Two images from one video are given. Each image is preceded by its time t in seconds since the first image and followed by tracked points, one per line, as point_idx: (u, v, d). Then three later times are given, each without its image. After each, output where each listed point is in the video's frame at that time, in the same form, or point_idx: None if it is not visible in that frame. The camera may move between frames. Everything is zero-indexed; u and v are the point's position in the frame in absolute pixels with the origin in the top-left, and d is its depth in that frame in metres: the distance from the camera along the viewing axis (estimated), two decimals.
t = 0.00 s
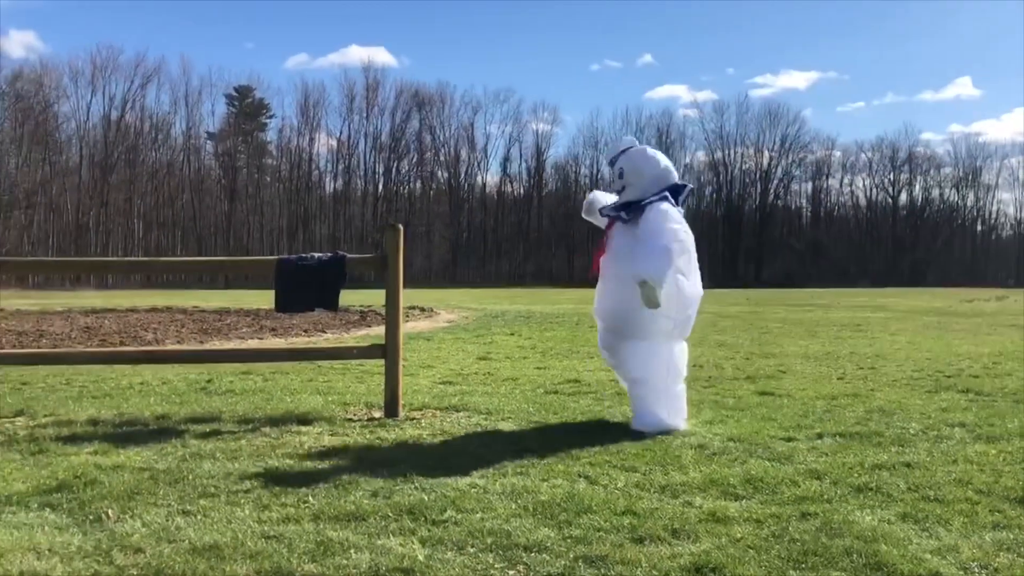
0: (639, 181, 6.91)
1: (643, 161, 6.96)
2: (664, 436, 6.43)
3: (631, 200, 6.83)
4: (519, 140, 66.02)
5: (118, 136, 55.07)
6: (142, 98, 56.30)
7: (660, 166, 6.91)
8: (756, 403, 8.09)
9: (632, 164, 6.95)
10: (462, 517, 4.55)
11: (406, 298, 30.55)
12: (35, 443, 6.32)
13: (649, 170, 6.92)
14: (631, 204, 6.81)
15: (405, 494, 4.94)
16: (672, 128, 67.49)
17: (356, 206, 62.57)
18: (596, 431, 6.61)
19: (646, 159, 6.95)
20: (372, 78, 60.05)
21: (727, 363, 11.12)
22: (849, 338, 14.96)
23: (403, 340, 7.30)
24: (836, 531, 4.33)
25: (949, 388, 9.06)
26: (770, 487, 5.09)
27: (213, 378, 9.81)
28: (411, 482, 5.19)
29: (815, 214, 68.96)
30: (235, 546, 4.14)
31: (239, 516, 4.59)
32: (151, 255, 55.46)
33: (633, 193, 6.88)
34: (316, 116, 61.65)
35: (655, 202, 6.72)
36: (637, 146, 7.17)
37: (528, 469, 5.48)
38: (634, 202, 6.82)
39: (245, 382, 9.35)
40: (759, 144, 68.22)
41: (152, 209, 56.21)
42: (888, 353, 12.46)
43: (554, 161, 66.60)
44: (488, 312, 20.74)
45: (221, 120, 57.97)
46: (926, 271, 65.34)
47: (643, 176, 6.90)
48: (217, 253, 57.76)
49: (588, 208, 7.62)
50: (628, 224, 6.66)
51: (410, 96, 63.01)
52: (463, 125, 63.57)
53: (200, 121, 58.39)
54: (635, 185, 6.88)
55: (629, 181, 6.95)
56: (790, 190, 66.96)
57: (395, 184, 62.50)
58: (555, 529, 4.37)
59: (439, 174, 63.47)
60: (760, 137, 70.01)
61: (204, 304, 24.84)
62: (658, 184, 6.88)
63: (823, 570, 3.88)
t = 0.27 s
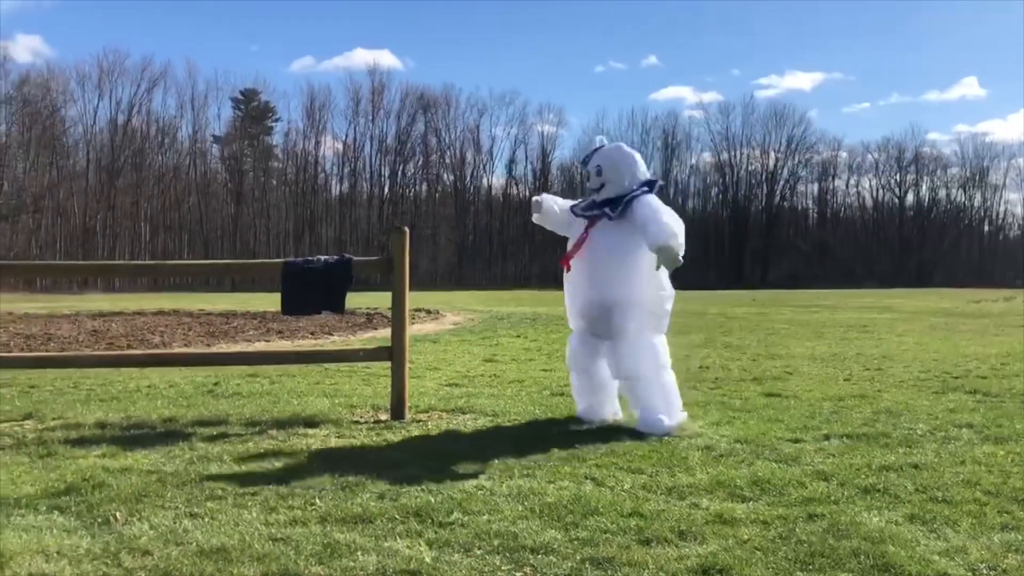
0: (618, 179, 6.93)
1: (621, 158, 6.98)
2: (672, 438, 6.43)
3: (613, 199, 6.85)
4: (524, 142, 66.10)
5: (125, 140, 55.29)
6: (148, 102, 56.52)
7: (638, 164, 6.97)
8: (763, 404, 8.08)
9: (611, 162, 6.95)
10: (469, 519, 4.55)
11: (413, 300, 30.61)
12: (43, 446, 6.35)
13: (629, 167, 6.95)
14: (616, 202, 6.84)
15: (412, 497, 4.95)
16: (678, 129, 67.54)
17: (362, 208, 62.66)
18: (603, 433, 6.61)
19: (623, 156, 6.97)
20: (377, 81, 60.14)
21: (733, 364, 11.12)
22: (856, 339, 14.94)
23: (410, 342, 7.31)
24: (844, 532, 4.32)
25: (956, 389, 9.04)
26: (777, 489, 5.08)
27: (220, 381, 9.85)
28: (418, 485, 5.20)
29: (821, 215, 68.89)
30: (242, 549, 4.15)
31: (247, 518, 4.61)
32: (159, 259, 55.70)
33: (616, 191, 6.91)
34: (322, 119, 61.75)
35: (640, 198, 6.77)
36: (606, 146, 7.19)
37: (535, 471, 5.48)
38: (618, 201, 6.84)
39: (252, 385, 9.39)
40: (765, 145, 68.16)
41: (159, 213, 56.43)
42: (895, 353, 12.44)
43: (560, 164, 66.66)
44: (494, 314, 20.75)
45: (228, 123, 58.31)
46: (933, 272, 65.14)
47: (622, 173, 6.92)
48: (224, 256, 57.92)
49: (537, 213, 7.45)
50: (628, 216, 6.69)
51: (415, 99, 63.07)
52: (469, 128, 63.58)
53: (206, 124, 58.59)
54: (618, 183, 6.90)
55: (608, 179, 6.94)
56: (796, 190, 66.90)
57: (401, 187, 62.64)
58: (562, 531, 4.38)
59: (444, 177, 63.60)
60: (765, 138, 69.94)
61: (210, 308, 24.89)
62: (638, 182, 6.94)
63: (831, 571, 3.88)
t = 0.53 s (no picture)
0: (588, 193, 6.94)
1: (591, 171, 6.95)
2: (676, 441, 6.42)
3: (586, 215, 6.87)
4: (527, 144, 66.20)
5: (129, 142, 55.46)
6: (152, 104, 56.70)
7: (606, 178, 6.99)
8: (767, 407, 8.06)
9: (582, 175, 6.91)
10: (474, 522, 4.56)
11: (417, 303, 30.63)
12: (47, 448, 6.36)
13: (598, 178, 6.95)
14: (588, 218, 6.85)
15: (417, 499, 4.95)
16: (681, 131, 67.70)
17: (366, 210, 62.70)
18: (607, 435, 6.60)
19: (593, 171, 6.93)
20: (381, 83, 60.29)
21: (737, 367, 11.09)
22: (861, 341, 14.92)
23: (413, 344, 7.31)
24: (848, 535, 4.31)
25: (961, 391, 9.03)
26: (781, 492, 5.07)
27: (224, 384, 9.86)
28: (422, 487, 5.20)
29: (825, 217, 68.88)
30: (247, 552, 4.15)
31: (251, 521, 4.61)
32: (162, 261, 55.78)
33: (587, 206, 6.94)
34: (326, 121, 61.91)
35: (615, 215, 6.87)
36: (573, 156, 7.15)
37: (539, 474, 5.48)
38: (590, 213, 6.85)
39: (256, 388, 9.38)
40: (769, 147, 68.19)
41: (162, 216, 56.52)
42: (900, 356, 12.42)
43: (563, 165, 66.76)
44: (498, 317, 20.75)
45: (232, 126, 58.61)
46: (938, 273, 65.00)
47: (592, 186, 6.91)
48: (228, 259, 57.98)
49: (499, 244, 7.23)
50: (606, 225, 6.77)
51: (419, 101, 63.18)
52: (473, 130, 63.70)
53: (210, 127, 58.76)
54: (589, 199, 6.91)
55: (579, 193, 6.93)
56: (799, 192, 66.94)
57: (404, 189, 62.78)
58: (567, 534, 4.38)
59: (448, 179, 63.68)
60: (769, 140, 69.98)
61: (213, 310, 24.92)
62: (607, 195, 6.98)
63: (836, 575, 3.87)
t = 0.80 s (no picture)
0: (557, 187, 7.00)
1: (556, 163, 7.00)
2: (681, 442, 6.41)
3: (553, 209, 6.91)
4: (532, 145, 66.31)
5: (134, 143, 55.63)
6: (158, 105, 56.91)
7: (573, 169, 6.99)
8: (773, 408, 8.04)
9: (547, 170, 7.00)
10: (479, 522, 4.55)
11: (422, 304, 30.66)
12: (54, 448, 6.38)
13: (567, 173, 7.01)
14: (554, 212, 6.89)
15: (422, 500, 4.95)
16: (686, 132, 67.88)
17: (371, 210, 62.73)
18: (612, 436, 6.60)
19: (557, 164, 6.96)
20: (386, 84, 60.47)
21: (743, 367, 11.09)
22: (866, 342, 14.89)
23: (418, 345, 7.31)
24: (853, 536, 4.30)
25: (967, 392, 9.00)
26: (787, 491, 5.07)
27: (230, 384, 9.87)
28: (427, 487, 5.21)
29: (831, 218, 68.83)
30: (252, 551, 4.16)
31: (256, 521, 4.62)
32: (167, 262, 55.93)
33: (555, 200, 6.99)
34: (331, 122, 62.10)
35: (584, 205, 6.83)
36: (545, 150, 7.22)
37: (544, 474, 5.47)
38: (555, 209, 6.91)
39: (261, 388, 9.39)
40: (774, 147, 68.20)
41: (168, 217, 56.65)
42: (905, 356, 12.40)
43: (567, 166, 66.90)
44: (503, 318, 20.76)
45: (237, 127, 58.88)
46: (944, 273, 64.75)
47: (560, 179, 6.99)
48: (233, 259, 58.05)
49: (485, 250, 7.01)
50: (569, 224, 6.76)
51: (424, 102, 63.33)
52: (478, 131, 63.85)
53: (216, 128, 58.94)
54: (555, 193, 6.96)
55: (546, 188, 7.00)
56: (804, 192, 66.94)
57: (409, 191, 62.88)
58: (572, 534, 4.37)
59: (453, 180, 63.74)
60: (774, 140, 70.03)
61: (219, 311, 24.97)
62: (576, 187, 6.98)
63: None
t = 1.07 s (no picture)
0: (530, 182, 7.13)
1: (530, 158, 7.13)
2: (687, 440, 6.40)
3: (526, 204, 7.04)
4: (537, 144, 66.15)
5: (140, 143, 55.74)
6: (163, 105, 57.01)
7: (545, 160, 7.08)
8: (778, 407, 8.02)
9: (519, 167, 7.13)
10: (485, 521, 4.55)
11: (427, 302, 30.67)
12: (61, 447, 6.40)
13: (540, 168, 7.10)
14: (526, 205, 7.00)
15: (427, 498, 4.96)
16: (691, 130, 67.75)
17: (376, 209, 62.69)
18: (617, 434, 6.61)
19: (530, 159, 7.10)
20: (390, 83, 60.40)
21: (749, 366, 11.08)
22: (872, 340, 14.86)
23: (423, 345, 7.31)
24: (859, 534, 4.29)
25: (974, 390, 8.96)
26: (792, 490, 5.06)
27: (236, 383, 9.90)
28: (432, 485, 5.21)
29: (837, 216, 68.62)
30: (259, 550, 4.17)
31: (263, 519, 4.63)
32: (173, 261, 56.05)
33: (531, 194, 7.12)
34: (336, 121, 62.12)
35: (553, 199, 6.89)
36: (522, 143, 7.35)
37: (550, 473, 5.47)
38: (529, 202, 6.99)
39: (267, 387, 9.41)
40: (780, 145, 67.90)
41: (174, 216, 56.78)
42: (911, 355, 12.37)
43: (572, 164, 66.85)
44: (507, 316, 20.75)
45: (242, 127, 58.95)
46: (951, 272, 64.61)
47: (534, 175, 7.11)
48: (238, 259, 58.14)
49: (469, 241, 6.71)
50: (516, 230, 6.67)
51: (428, 101, 63.24)
52: (483, 130, 63.71)
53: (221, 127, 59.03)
54: (529, 187, 7.11)
55: (521, 183, 7.16)
56: (809, 190, 66.77)
57: (414, 190, 62.80)
58: (577, 532, 4.37)
59: (458, 179, 63.47)
60: (779, 139, 69.80)
61: (224, 310, 25.02)
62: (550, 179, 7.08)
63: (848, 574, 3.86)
